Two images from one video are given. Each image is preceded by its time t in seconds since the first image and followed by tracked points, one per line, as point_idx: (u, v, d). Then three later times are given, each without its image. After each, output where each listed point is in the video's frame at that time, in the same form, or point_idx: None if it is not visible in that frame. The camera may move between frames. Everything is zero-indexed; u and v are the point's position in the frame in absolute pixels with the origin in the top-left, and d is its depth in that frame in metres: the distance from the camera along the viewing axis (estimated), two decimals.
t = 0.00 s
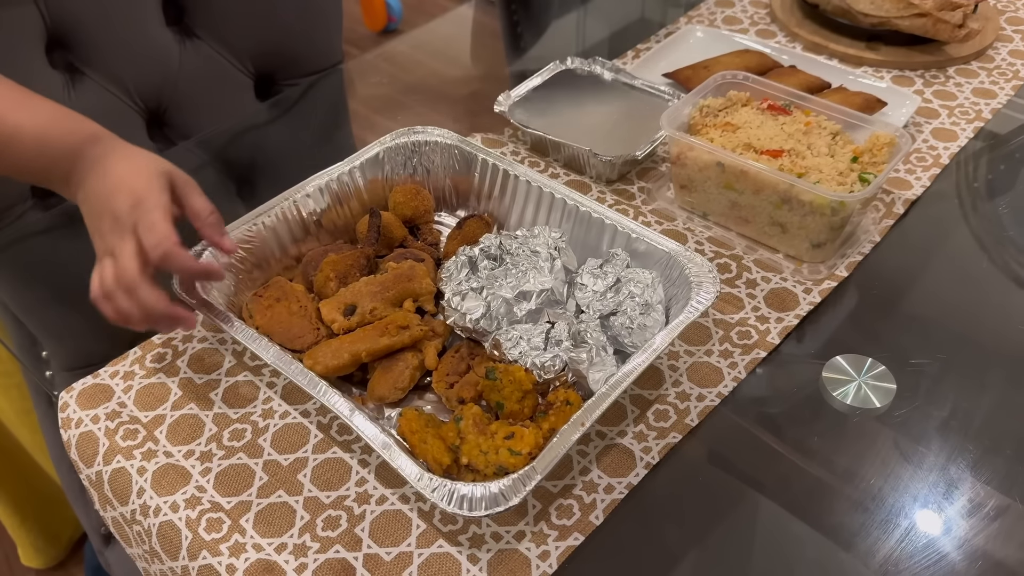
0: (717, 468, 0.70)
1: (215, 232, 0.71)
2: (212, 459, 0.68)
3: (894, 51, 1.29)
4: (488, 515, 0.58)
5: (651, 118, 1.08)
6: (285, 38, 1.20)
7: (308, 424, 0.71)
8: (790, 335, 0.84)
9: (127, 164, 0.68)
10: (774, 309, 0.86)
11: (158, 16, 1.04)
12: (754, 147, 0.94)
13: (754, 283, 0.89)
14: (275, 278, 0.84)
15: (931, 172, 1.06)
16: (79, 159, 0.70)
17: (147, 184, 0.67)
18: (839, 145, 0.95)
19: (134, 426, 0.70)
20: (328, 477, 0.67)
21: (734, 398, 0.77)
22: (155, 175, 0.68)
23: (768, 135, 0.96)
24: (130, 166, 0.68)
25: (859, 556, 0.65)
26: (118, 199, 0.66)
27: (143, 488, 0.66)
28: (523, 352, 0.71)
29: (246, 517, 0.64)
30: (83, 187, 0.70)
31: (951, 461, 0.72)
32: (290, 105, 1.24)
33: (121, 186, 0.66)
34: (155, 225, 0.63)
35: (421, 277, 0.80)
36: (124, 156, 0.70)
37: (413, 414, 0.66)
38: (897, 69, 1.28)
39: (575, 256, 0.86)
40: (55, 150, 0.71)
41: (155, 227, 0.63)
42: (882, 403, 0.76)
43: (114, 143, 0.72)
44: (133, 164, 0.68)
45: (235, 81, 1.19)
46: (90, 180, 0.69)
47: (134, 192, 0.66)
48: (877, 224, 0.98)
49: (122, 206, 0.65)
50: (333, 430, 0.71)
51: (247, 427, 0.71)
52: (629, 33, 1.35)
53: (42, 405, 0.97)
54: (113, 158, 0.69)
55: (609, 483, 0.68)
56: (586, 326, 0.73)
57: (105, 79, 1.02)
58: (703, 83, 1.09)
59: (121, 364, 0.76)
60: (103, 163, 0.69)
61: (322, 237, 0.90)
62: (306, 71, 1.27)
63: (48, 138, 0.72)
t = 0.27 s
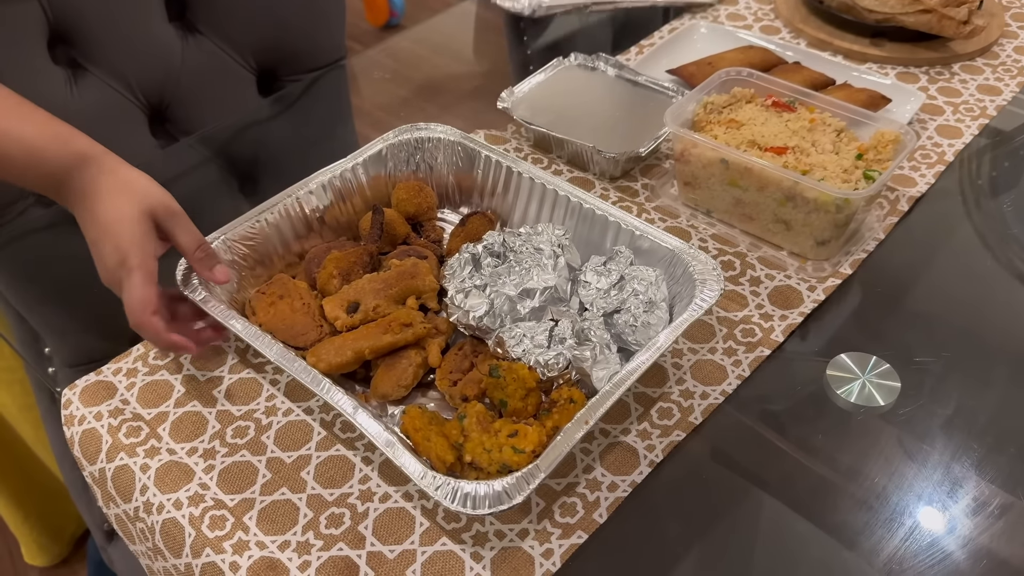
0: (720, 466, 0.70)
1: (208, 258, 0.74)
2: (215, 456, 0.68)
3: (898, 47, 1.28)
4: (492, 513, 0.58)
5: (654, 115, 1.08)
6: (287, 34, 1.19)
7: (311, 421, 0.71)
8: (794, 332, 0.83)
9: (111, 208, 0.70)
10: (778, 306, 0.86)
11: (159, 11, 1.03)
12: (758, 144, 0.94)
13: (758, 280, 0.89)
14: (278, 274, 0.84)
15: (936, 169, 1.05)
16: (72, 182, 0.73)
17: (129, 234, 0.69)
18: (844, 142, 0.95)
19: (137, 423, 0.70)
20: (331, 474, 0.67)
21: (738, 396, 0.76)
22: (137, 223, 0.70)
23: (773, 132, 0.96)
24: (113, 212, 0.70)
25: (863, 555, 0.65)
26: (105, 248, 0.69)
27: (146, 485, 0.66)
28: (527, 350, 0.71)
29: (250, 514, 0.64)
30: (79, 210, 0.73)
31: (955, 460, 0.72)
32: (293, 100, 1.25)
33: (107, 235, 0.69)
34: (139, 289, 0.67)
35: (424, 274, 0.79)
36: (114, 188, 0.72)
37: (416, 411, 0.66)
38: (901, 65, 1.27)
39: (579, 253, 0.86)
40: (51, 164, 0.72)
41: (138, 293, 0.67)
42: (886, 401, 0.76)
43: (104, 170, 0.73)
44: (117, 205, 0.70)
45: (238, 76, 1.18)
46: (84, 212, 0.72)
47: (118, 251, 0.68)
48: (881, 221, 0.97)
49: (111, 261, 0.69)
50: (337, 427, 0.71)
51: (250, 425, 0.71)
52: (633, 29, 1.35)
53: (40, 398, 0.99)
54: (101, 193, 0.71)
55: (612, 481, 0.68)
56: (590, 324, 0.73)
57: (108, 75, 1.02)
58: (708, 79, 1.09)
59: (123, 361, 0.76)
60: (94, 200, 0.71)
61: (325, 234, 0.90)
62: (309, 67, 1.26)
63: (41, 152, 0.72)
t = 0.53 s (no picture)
0: (727, 461, 0.70)
1: (220, 263, 0.75)
2: (218, 451, 0.67)
3: (906, 40, 1.27)
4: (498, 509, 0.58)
5: (661, 108, 1.07)
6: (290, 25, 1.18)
7: (316, 416, 0.71)
8: (802, 327, 0.83)
9: (120, 213, 0.72)
10: (785, 301, 0.85)
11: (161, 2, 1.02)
12: (765, 137, 0.93)
13: (765, 274, 0.88)
14: (281, 267, 0.83)
15: (944, 163, 1.04)
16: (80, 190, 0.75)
17: (141, 239, 0.71)
18: (852, 135, 0.94)
19: (140, 417, 0.70)
20: (335, 469, 0.67)
21: (745, 392, 0.76)
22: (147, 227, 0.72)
23: (780, 125, 0.95)
24: (123, 217, 0.72)
25: (871, 552, 0.64)
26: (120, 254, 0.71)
27: (149, 480, 0.66)
28: (533, 344, 0.70)
29: (253, 509, 0.63)
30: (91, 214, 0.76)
31: (964, 457, 0.71)
32: (295, 92, 1.23)
33: (120, 240, 0.71)
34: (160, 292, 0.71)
35: (428, 267, 0.79)
36: (119, 193, 0.74)
37: (421, 406, 0.66)
38: (909, 57, 1.26)
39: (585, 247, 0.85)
40: (59, 168, 0.74)
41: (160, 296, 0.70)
42: (895, 397, 0.75)
43: (110, 173, 0.75)
44: (126, 210, 0.72)
45: (242, 69, 1.17)
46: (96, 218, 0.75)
47: (130, 257, 0.71)
48: (889, 215, 0.96)
49: (127, 266, 0.71)
50: (341, 422, 0.70)
51: (253, 419, 0.70)
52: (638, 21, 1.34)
53: (42, 393, 0.99)
54: (109, 198, 0.74)
55: (618, 477, 0.67)
56: (596, 318, 0.72)
57: (108, 66, 1.01)
58: (715, 71, 1.08)
59: (126, 355, 0.76)
60: (104, 206, 0.74)
61: (329, 227, 0.90)
62: (312, 58, 1.25)
63: (48, 155, 0.74)
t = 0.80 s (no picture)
0: (737, 461, 0.68)
1: (221, 253, 0.73)
2: (221, 448, 0.66)
3: (919, 30, 1.25)
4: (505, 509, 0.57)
5: (669, 99, 1.05)
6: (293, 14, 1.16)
7: (319, 413, 0.70)
8: (813, 324, 0.81)
9: (114, 206, 0.69)
10: (797, 297, 0.84)
11: None
12: (776, 129, 0.91)
13: (776, 270, 0.87)
14: (284, 261, 0.82)
15: (957, 156, 1.02)
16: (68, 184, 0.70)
17: (140, 234, 0.68)
18: (865, 128, 0.92)
19: (141, 414, 0.69)
20: (339, 467, 0.66)
21: (756, 390, 0.75)
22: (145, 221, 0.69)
23: (792, 117, 0.93)
24: (119, 211, 0.69)
25: (884, 555, 0.63)
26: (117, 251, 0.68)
27: (150, 478, 0.65)
28: (540, 341, 0.69)
29: (256, 508, 0.62)
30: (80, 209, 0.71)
31: (980, 457, 0.70)
32: (298, 82, 1.21)
33: (116, 237, 0.68)
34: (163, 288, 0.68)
35: (434, 262, 0.77)
36: (111, 186, 0.70)
37: (426, 403, 0.64)
38: (922, 48, 1.24)
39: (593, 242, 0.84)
40: (42, 160, 0.69)
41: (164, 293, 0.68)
42: (908, 395, 0.74)
43: (100, 165, 0.71)
44: (119, 204, 0.69)
45: (243, 57, 1.16)
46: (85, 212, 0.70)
47: (129, 252, 0.68)
48: (902, 209, 0.95)
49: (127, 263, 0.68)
50: (345, 419, 0.69)
51: (256, 416, 0.69)
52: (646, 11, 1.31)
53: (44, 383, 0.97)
54: (102, 192, 0.70)
55: (627, 477, 0.66)
56: (605, 315, 0.71)
57: (108, 54, 1.01)
58: (724, 62, 1.06)
59: (127, 350, 0.75)
60: (96, 199, 0.70)
61: (333, 220, 0.88)
62: (316, 48, 1.23)
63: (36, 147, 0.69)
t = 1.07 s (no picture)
0: (751, 467, 0.67)
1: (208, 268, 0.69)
2: (221, 451, 0.65)
3: (934, 22, 1.22)
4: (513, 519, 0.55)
5: (679, 92, 1.02)
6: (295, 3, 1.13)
7: (321, 415, 0.68)
8: (828, 324, 0.79)
9: (93, 217, 0.65)
10: (811, 297, 0.82)
11: None
12: (790, 124, 0.89)
13: (790, 269, 0.85)
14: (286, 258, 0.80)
15: (974, 152, 1.00)
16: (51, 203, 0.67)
17: (114, 246, 0.64)
18: (881, 123, 0.90)
19: (140, 415, 0.67)
20: (342, 472, 0.64)
21: (770, 392, 0.73)
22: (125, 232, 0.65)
23: (807, 112, 0.91)
24: (99, 223, 0.65)
25: (902, 564, 0.61)
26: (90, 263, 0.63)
27: (149, 482, 0.63)
28: (548, 343, 0.67)
29: (257, 513, 0.61)
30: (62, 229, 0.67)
31: (1000, 463, 0.68)
32: (301, 71, 1.19)
33: (91, 248, 0.64)
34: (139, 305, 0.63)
35: (439, 261, 0.75)
36: (92, 195, 0.66)
37: (431, 407, 0.63)
38: (937, 41, 1.21)
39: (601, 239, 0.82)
40: (28, 165, 0.66)
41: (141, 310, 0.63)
42: (924, 399, 0.72)
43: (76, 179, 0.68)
44: (99, 214, 0.65)
45: (246, 49, 1.12)
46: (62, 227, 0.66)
47: (104, 262, 0.63)
48: (917, 206, 0.92)
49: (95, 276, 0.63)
50: (348, 421, 0.68)
51: (257, 418, 0.68)
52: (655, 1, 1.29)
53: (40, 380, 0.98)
54: (81, 204, 0.66)
55: (637, 483, 0.65)
56: (615, 316, 0.69)
57: (107, 44, 0.97)
58: (736, 55, 1.03)
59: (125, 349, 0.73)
60: (75, 212, 0.66)
61: (335, 216, 0.86)
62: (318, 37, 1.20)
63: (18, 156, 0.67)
